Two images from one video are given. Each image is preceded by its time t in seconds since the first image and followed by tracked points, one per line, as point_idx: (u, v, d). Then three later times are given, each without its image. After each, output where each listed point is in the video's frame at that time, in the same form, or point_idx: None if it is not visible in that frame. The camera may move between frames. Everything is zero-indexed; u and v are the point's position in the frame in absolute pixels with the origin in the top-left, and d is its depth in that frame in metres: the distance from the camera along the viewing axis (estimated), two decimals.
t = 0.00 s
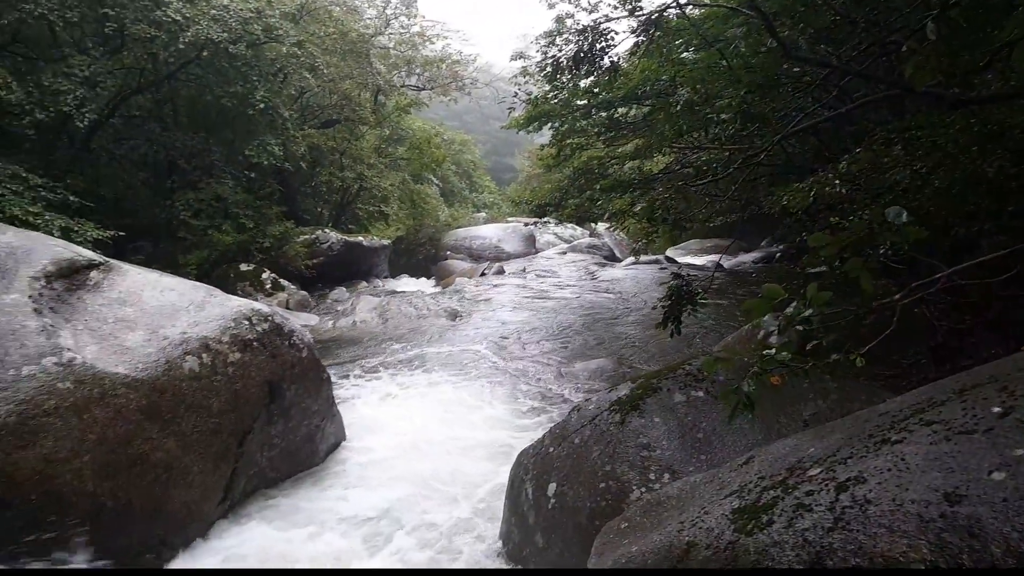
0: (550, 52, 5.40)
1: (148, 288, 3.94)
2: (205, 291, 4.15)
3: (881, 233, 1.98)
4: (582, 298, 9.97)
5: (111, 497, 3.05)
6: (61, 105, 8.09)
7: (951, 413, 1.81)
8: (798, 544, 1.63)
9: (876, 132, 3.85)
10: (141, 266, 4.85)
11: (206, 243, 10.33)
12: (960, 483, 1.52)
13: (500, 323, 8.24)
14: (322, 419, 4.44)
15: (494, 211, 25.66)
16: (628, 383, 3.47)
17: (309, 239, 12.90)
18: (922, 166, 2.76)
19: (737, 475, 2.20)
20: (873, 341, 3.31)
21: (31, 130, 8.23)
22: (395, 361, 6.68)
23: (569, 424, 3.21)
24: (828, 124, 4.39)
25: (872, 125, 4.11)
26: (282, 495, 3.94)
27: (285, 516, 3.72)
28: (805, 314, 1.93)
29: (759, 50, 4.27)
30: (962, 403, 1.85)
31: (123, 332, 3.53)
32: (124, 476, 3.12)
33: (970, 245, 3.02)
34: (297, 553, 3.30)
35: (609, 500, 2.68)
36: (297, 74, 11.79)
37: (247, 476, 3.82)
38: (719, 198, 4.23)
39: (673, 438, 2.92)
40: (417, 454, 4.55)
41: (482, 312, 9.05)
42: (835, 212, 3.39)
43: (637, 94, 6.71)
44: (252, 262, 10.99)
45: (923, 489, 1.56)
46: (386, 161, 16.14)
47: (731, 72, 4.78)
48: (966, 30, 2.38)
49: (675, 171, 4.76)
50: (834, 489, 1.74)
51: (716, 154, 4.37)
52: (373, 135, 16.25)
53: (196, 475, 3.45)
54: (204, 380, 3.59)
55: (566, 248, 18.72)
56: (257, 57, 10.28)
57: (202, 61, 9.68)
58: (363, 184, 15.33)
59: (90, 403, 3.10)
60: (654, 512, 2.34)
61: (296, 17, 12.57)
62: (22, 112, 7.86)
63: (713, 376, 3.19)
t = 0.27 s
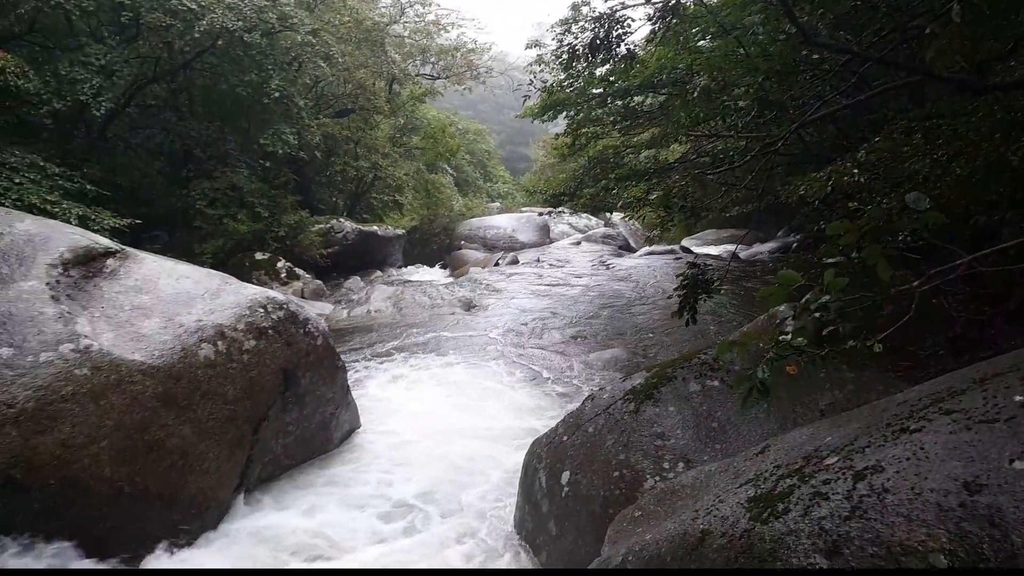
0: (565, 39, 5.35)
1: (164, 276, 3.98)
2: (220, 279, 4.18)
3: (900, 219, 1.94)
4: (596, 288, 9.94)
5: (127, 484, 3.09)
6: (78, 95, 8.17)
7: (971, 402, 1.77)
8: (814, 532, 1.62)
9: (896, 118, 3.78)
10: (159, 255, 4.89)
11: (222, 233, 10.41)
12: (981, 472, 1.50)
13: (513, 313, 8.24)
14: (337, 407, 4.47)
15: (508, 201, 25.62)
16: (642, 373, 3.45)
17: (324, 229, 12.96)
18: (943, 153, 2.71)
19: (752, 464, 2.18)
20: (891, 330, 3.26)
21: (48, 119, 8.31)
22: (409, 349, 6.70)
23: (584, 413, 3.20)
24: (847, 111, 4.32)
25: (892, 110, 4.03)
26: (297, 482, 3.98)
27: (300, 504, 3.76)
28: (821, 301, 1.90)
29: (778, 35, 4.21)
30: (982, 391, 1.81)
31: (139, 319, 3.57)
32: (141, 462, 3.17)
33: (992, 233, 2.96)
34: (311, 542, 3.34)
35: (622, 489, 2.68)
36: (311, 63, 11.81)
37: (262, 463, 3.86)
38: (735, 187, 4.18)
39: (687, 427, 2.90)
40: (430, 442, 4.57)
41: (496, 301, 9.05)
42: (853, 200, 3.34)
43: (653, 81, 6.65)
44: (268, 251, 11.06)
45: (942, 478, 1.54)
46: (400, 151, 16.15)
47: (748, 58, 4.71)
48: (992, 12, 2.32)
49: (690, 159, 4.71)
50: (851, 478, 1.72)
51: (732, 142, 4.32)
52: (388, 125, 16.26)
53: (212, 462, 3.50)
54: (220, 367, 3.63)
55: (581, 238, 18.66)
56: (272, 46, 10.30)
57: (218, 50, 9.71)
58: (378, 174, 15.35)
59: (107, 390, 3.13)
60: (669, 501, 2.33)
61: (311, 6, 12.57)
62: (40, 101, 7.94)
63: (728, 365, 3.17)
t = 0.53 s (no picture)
0: (572, 12, 5.28)
1: (170, 252, 3.99)
2: (226, 255, 4.19)
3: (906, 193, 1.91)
4: (603, 265, 9.93)
5: (136, 457, 3.12)
6: (81, 69, 8.15)
7: (977, 376, 1.77)
8: (817, 504, 1.63)
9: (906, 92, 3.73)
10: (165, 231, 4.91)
11: (228, 209, 10.42)
12: (985, 444, 1.50)
13: (519, 290, 8.25)
14: (344, 382, 4.50)
15: (514, 178, 25.51)
16: (647, 348, 3.45)
17: (329, 205, 12.97)
18: (953, 128, 2.68)
19: (756, 438, 2.19)
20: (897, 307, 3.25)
21: (52, 94, 8.29)
22: (415, 326, 6.73)
23: (588, 387, 3.22)
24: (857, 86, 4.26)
25: (903, 84, 3.98)
26: (305, 455, 4.04)
27: (307, 478, 3.80)
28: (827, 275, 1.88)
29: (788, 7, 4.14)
30: (987, 365, 1.81)
31: (145, 294, 3.59)
32: (150, 436, 3.21)
33: (1001, 209, 2.93)
34: (318, 521, 3.36)
35: (627, 463, 2.70)
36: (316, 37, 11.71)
37: (268, 437, 3.91)
38: (743, 162, 4.15)
39: (692, 402, 2.91)
40: (434, 418, 4.60)
41: (502, 278, 9.06)
42: (862, 176, 3.31)
43: (661, 55, 6.56)
44: (274, 228, 11.09)
45: (945, 450, 1.54)
46: (406, 127, 16.06)
47: (758, 31, 4.64)
48: None
49: (698, 134, 4.67)
50: (855, 451, 1.72)
51: (741, 117, 4.27)
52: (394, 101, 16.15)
53: (220, 435, 3.55)
54: (226, 342, 3.66)
55: (587, 215, 18.60)
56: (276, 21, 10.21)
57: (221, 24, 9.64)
58: (384, 150, 15.29)
59: (113, 364, 3.17)
60: (673, 474, 2.35)
61: None
62: (44, 77, 7.93)
63: (733, 341, 3.17)
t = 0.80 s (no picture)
0: None
1: (172, 218, 3.99)
2: (229, 221, 4.18)
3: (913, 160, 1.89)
4: (607, 232, 9.89)
5: (143, 421, 3.19)
6: (80, 33, 8.15)
7: (981, 339, 1.77)
8: (817, 468, 1.65)
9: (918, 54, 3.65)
10: (167, 198, 4.88)
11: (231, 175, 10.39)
12: (986, 407, 1.50)
13: (523, 258, 8.24)
14: (348, 348, 4.54)
15: (519, 145, 25.28)
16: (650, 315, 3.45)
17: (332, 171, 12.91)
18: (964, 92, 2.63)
19: (758, 403, 2.21)
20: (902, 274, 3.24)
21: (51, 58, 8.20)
22: (419, 292, 6.74)
23: (592, 354, 3.23)
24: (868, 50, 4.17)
25: (915, 47, 3.90)
26: (311, 420, 4.09)
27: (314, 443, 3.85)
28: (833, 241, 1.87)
29: None
30: (991, 329, 1.80)
31: (149, 260, 3.59)
32: (156, 401, 3.27)
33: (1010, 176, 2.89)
34: (327, 488, 3.40)
35: (629, 429, 2.76)
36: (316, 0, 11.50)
37: (274, 403, 3.95)
38: (750, 127, 4.09)
39: (694, 369, 2.92)
40: (438, 384, 4.64)
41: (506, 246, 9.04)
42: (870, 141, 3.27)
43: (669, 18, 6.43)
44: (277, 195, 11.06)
45: (946, 414, 1.55)
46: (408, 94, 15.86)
47: None
48: None
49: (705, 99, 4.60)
50: (856, 415, 1.73)
51: (749, 82, 4.20)
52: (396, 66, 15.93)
53: (226, 400, 3.59)
54: (231, 309, 3.67)
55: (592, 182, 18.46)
56: None
57: None
58: (386, 116, 15.14)
59: (118, 330, 3.19)
60: (675, 439, 2.37)
61: None
62: (43, 40, 7.91)
63: (736, 307, 3.17)
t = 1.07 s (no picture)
0: None
1: (174, 189, 3.97)
2: (232, 193, 4.15)
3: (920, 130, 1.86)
4: (611, 205, 9.84)
5: (148, 392, 3.22)
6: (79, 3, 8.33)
7: (985, 310, 1.76)
8: (820, 438, 1.66)
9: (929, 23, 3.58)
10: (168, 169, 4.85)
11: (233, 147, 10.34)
12: (991, 377, 1.50)
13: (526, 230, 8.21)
14: (352, 320, 4.55)
15: (522, 117, 25.04)
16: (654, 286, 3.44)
17: (335, 144, 12.82)
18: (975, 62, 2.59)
19: (761, 375, 2.21)
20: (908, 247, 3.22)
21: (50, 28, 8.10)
22: (423, 265, 6.73)
23: (595, 326, 3.23)
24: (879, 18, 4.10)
25: (926, 15, 3.82)
26: (315, 392, 4.12)
27: (319, 415, 3.88)
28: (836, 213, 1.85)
29: None
30: (996, 299, 1.80)
31: (152, 232, 3.59)
32: (162, 372, 3.29)
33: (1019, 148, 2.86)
34: (331, 459, 3.42)
35: (631, 400, 2.79)
36: None
37: (278, 375, 3.97)
38: (757, 97, 4.04)
39: (698, 340, 2.92)
40: (441, 356, 4.66)
41: (510, 218, 9.00)
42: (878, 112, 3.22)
43: None
44: (279, 168, 11.00)
45: (950, 385, 1.55)
46: (410, 64, 15.66)
47: None
48: None
49: (712, 68, 4.53)
50: (860, 385, 1.74)
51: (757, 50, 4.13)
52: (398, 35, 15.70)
53: (230, 372, 3.61)
54: (235, 281, 3.67)
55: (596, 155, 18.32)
56: None
57: None
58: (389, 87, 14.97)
59: (121, 302, 3.20)
60: (677, 410, 2.38)
61: None
62: (42, 10, 7.95)
63: (740, 279, 3.15)
